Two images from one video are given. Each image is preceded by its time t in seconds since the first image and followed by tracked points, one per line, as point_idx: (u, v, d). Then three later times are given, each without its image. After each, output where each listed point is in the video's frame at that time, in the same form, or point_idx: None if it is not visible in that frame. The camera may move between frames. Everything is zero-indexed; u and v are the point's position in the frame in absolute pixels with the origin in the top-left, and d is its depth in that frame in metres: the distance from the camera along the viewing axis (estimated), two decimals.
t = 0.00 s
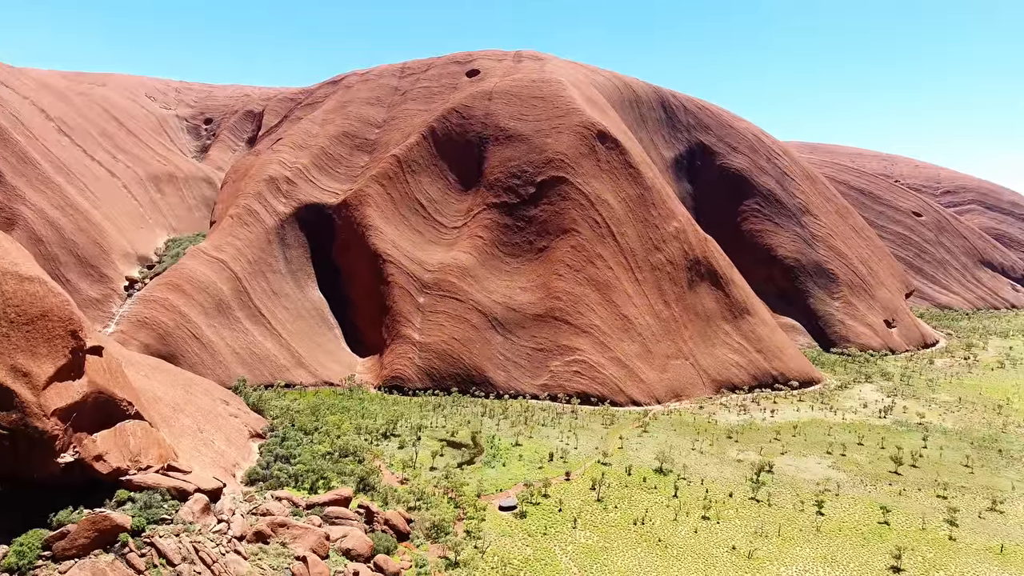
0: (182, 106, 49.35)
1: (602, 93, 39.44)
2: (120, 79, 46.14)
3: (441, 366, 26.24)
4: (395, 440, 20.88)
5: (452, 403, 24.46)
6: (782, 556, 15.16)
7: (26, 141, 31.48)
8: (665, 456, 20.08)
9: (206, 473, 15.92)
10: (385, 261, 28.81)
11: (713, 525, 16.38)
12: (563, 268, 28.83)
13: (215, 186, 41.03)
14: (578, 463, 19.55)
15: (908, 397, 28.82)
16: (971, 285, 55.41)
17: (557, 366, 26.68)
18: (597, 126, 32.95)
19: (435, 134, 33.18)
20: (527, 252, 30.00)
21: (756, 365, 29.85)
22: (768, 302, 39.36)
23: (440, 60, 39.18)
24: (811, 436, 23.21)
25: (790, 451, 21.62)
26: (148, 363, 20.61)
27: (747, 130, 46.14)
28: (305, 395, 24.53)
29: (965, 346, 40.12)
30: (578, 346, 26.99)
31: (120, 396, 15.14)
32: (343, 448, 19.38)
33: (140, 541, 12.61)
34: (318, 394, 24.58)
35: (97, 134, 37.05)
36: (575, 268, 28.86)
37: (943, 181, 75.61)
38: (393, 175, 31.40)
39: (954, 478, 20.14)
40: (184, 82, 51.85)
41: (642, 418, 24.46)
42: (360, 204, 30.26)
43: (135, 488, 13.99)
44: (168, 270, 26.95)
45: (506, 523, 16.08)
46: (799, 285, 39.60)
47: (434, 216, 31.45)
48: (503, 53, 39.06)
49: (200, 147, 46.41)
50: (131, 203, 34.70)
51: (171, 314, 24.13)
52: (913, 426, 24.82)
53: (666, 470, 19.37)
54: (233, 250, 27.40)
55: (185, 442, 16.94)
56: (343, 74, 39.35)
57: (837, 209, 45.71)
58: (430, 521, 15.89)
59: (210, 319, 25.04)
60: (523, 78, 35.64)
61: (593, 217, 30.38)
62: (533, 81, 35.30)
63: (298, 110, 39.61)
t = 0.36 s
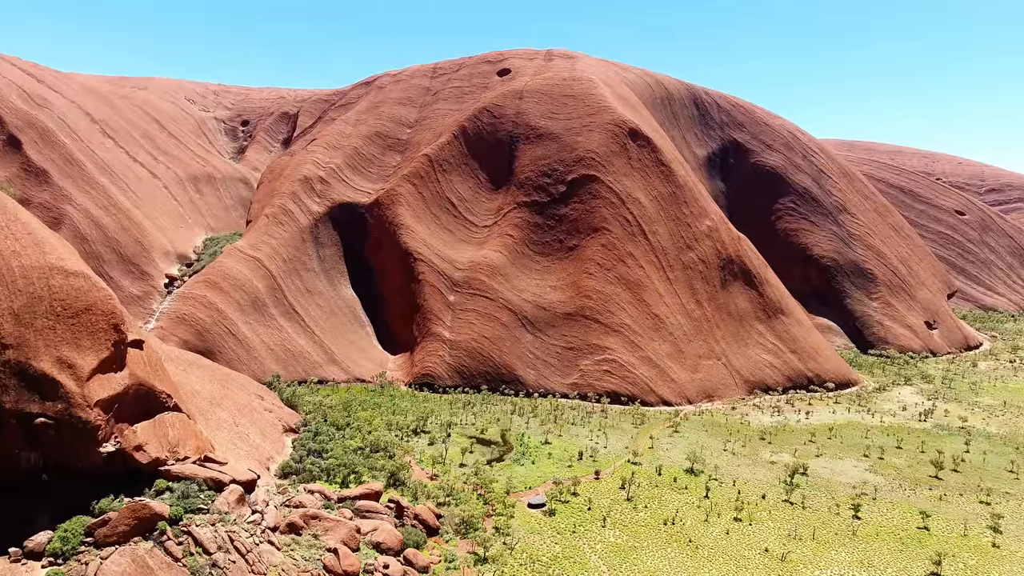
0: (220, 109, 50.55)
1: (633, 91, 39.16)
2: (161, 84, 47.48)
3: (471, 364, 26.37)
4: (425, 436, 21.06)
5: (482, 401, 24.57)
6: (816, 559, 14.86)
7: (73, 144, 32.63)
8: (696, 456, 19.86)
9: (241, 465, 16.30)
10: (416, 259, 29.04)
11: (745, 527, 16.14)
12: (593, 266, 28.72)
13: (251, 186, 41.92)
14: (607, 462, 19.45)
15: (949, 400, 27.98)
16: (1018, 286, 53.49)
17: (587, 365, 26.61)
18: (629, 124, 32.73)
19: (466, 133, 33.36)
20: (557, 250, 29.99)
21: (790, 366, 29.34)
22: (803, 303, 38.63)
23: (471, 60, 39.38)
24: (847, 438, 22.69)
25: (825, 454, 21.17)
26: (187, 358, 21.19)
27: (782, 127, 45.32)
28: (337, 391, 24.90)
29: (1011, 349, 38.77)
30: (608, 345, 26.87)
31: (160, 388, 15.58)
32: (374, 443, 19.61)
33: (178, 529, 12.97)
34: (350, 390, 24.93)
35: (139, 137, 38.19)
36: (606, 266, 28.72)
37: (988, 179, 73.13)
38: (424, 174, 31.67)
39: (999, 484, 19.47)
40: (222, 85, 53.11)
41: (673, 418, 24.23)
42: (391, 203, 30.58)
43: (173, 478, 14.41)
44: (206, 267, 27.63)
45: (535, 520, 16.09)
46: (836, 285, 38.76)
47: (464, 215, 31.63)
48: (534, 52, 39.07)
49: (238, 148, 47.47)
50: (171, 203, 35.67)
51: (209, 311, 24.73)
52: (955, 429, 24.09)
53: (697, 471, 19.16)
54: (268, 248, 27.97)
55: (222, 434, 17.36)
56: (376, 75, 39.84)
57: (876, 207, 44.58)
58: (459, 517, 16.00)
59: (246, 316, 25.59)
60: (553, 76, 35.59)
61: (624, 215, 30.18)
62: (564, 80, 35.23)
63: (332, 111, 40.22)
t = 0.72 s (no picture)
0: (252, 110, 51.53)
1: (662, 88, 38.82)
2: (196, 86, 48.59)
3: (498, 363, 26.45)
4: (451, 433, 21.18)
5: (508, 399, 24.62)
6: (848, 563, 14.56)
7: (112, 145, 33.59)
8: (724, 456, 19.60)
9: (272, 458, 16.59)
10: (443, 258, 29.19)
11: (775, 529, 15.89)
12: (620, 265, 28.57)
13: (282, 186, 42.63)
14: (634, 462, 19.31)
15: (989, 404, 27.18)
16: None
17: (614, 364, 26.50)
18: (657, 122, 32.47)
19: (493, 132, 33.45)
20: (585, 249, 29.92)
21: (822, 367, 28.87)
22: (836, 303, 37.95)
23: (498, 60, 39.47)
24: (881, 441, 22.17)
25: (858, 456, 20.73)
26: (219, 354, 21.64)
27: (815, 124, 44.48)
28: (365, 387, 25.18)
29: None
30: (635, 345, 26.71)
31: (193, 382, 15.93)
32: (401, 439, 19.77)
33: (210, 519, 13.25)
34: (378, 387, 25.20)
35: (175, 138, 39.14)
36: (633, 265, 28.54)
37: None
38: (452, 173, 31.83)
39: None
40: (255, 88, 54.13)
41: (701, 418, 23.97)
42: (419, 201, 30.79)
43: (206, 469, 14.73)
44: (238, 265, 28.19)
45: (561, 518, 16.06)
46: (869, 285, 37.97)
47: (491, 214, 31.72)
48: (562, 51, 38.99)
49: (269, 149, 48.32)
50: (205, 202, 36.47)
51: (241, 308, 25.21)
52: (995, 433, 23.39)
53: (725, 471, 18.92)
54: (299, 247, 28.41)
55: (254, 428, 17.69)
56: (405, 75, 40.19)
57: (912, 205, 43.51)
58: (485, 513, 16.05)
59: (277, 313, 26.04)
60: (581, 74, 35.46)
61: (652, 214, 29.95)
62: (591, 78, 35.08)
63: (361, 112, 40.70)
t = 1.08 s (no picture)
0: (286, 112, 52.46)
1: (693, 85, 38.39)
2: (231, 89, 49.66)
3: (526, 361, 26.47)
4: (480, 430, 21.27)
5: (536, 398, 24.63)
6: (885, 568, 14.22)
7: (151, 147, 34.53)
8: (756, 458, 19.32)
9: (303, 451, 16.86)
10: (472, 256, 29.29)
11: (808, 532, 15.59)
12: (650, 264, 28.35)
13: (314, 186, 43.30)
14: (663, 462, 19.14)
15: None
16: None
17: (643, 363, 26.31)
18: (688, 119, 32.12)
19: (522, 131, 33.46)
20: (614, 248, 29.78)
21: (857, 368, 28.30)
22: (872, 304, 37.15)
23: (528, 59, 39.48)
24: (919, 444, 21.60)
25: (895, 459, 20.22)
26: (253, 350, 22.07)
27: (851, 120, 43.51)
28: (395, 384, 25.43)
29: None
30: (665, 344, 26.48)
31: (228, 375, 16.26)
32: (429, 436, 19.91)
33: (243, 510, 13.51)
34: (407, 384, 25.42)
35: (211, 139, 40.05)
36: (663, 264, 28.28)
37: None
38: (481, 172, 31.94)
39: None
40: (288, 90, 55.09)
41: (732, 419, 23.65)
42: (448, 200, 30.97)
43: (240, 461, 15.05)
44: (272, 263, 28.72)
45: (589, 517, 15.99)
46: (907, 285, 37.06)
47: (520, 212, 31.76)
48: (591, 49, 38.84)
49: (302, 149, 49.13)
50: (239, 202, 37.24)
51: (274, 305, 25.65)
52: None
53: (757, 473, 18.63)
54: (330, 245, 28.82)
55: (286, 422, 18.00)
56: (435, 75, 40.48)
57: (953, 203, 42.30)
58: (513, 510, 16.08)
59: (309, 311, 26.45)
60: (611, 72, 35.24)
61: (683, 212, 29.64)
62: (621, 75, 34.85)
63: (391, 112, 41.10)
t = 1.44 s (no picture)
0: (318, 113, 53.27)
1: (725, 82, 37.90)
2: (265, 92, 50.61)
3: (554, 360, 26.46)
4: (507, 428, 21.32)
5: (564, 396, 24.60)
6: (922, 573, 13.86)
7: (188, 148, 35.39)
8: (788, 459, 18.98)
9: (333, 445, 17.13)
10: (500, 254, 29.34)
11: (842, 535, 15.28)
12: (679, 262, 28.08)
13: (345, 186, 43.89)
14: (692, 462, 18.93)
15: None
16: None
17: (673, 363, 26.08)
18: (719, 116, 31.73)
19: (551, 130, 33.43)
20: (643, 246, 29.57)
21: (893, 369, 27.68)
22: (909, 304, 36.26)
23: (557, 58, 39.42)
24: (959, 448, 20.98)
25: (933, 463, 19.68)
26: (285, 346, 22.47)
27: (888, 116, 42.46)
28: (423, 382, 25.64)
29: None
30: (694, 343, 26.21)
31: (261, 369, 16.60)
32: (457, 432, 20.02)
33: (275, 502, 13.77)
34: (435, 382, 25.61)
35: (245, 141, 40.88)
36: (693, 263, 27.98)
37: None
38: (510, 170, 31.98)
39: None
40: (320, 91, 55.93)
41: (763, 420, 23.27)
42: (477, 199, 31.08)
43: (272, 454, 15.36)
44: (304, 261, 29.17)
45: (617, 516, 15.90)
46: (947, 285, 36.10)
47: (549, 211, 31.75)
48: (621, 47, 38.59)
49: (333, 150, 49.83)
50: (272, 202, 37.95)
51: (305, 302, 26.03)
52: None
53: (789, 474, 18.31)
54: (360, 244, 29.17)
55: (317, 417, 18.31)
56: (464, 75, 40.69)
57: (996, 201, 41.03)
58: (540, 507, 16.09)
59: (339, 308, 26.82)
60: (641, 69, 34.98)
61: (713, 210, 29.29)
62: (651, 73, 34.57)
63: (421, 112, 41.44)
